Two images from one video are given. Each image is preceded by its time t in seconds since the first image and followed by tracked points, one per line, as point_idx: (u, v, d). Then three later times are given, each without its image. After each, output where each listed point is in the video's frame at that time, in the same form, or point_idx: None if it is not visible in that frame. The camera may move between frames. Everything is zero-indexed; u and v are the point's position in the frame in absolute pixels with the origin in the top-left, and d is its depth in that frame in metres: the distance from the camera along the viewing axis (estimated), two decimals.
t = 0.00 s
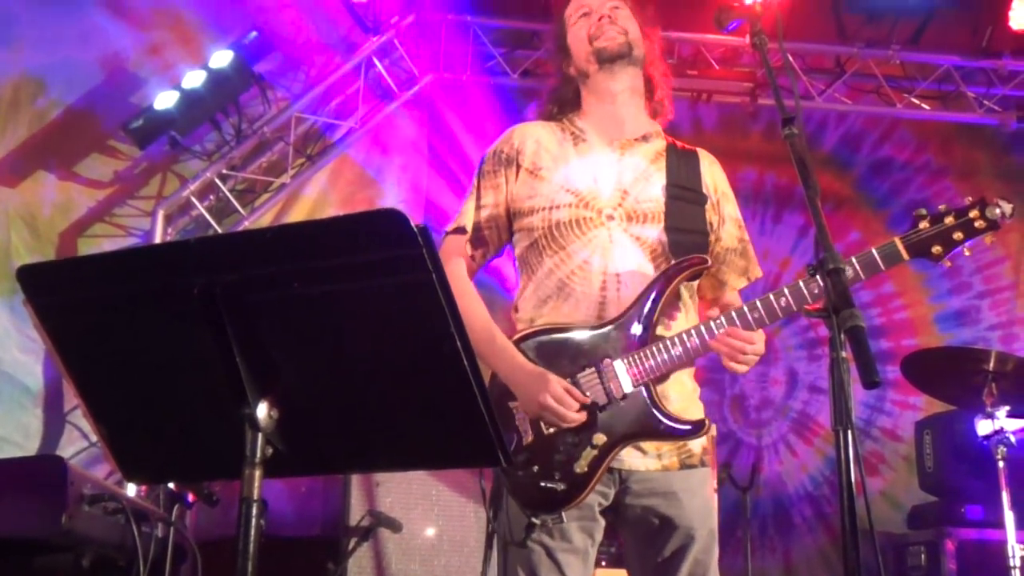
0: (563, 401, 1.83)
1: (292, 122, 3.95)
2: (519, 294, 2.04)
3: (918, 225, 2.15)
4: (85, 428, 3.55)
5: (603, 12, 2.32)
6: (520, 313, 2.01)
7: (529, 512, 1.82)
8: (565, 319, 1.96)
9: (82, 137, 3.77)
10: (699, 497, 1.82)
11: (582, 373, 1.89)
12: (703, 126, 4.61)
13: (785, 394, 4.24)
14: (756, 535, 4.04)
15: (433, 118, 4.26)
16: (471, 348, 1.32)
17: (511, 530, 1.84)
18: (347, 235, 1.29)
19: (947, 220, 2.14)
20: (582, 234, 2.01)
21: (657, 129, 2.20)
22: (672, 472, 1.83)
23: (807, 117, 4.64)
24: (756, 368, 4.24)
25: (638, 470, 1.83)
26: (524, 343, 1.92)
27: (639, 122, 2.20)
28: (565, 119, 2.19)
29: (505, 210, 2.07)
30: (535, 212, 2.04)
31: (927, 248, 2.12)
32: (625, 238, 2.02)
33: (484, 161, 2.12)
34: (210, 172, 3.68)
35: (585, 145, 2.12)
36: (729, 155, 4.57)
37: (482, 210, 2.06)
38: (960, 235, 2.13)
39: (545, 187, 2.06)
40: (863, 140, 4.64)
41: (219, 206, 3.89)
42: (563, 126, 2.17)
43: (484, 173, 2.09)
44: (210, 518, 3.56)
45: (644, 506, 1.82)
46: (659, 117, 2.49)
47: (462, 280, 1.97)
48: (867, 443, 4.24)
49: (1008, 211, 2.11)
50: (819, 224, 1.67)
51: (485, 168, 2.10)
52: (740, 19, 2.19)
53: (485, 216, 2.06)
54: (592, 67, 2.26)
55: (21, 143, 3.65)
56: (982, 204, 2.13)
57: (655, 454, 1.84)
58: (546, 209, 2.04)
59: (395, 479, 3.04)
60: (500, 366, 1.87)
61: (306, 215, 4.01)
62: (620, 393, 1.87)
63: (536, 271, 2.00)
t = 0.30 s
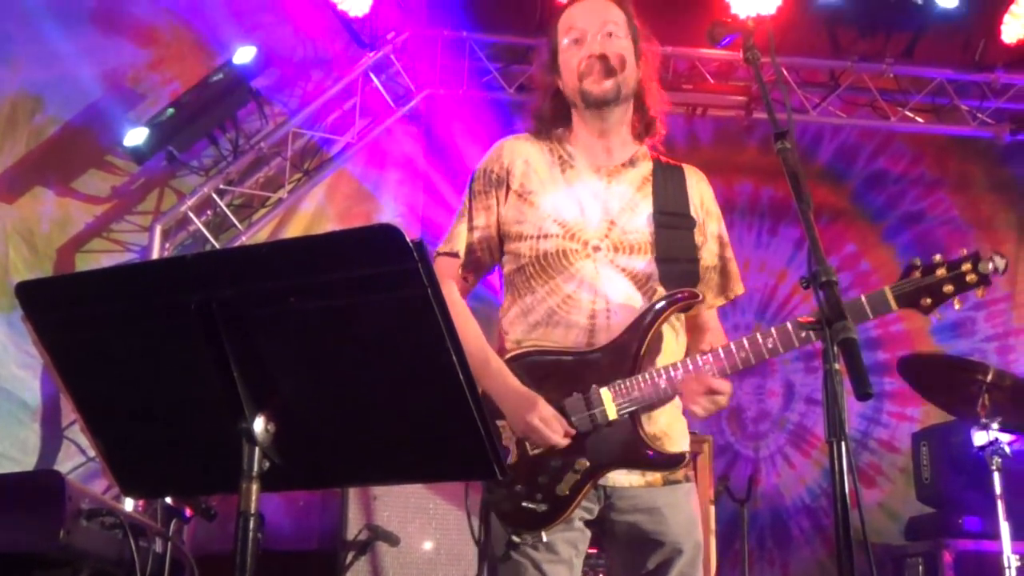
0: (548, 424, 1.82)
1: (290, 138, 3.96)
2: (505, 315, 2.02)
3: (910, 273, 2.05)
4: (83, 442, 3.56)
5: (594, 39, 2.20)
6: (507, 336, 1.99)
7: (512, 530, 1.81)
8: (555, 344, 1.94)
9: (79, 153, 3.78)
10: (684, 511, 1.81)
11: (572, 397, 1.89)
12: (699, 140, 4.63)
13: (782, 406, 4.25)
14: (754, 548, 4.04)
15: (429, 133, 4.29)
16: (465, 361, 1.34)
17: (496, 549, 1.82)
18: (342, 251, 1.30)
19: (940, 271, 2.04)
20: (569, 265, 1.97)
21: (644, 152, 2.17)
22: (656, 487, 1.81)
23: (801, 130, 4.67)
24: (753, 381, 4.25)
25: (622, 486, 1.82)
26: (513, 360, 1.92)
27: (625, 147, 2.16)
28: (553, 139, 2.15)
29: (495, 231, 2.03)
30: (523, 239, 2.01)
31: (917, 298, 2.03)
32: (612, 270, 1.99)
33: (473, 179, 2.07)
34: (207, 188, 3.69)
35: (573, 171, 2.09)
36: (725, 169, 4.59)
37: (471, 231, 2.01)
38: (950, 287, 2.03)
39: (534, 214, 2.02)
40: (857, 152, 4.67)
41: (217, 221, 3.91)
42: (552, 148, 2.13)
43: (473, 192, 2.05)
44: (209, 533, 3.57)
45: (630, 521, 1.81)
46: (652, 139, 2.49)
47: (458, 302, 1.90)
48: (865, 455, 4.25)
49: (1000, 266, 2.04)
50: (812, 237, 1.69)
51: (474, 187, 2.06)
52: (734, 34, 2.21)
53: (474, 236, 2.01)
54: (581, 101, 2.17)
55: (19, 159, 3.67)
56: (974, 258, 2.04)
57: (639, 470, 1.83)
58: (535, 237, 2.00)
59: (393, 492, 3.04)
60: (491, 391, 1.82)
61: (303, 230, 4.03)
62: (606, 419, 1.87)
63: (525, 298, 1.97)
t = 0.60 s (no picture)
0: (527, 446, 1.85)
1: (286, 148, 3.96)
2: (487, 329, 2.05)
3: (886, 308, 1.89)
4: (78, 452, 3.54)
5: (578, 81, 2.19)
6: (489, 349, 2.03)
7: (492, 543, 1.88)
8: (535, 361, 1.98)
9: (74, 163, 3.78)
10: (669, 520, 1.86)
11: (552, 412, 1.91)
12: (695, 151, 4.63)
13: (778, 417, 4.25)
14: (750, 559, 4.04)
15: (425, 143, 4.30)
16: (464, 370, 1.33)
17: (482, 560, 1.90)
18: (341, 260, 1.30)
19: (919, 305, 1.88)
20: (552, 288, 2.00)
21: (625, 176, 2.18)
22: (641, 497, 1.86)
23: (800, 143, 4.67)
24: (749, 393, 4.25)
25: (606, 495, 1.86)
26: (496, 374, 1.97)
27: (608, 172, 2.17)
28: (543, 159, 2.18)
29: (483, 245, 2.07)
30: (509, 257, 2.04)
31: (893, 333, 1.87)
32: (590, 297, 2.02)
33: (462, 191, 2.11)
34: (203, 198, 3.69)
35: (559, 194, 2.11)
36: (720, 180, 4.60)
37: (460, 243, 2.06)
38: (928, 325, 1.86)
39: (519, 234, 2.05)
40: (853, 164, 4.67)
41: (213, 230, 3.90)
42: (540, 166, 2.16)
43: (463, 204, 2.09)
44: (204, 543, 3.55)
45: (618, 530, 1.86)
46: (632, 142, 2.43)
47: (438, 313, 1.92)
48: (861, 466, 4.24)
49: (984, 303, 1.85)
50: (810, 248, 1.69)
51: (464, 199, 2.09)
52: (732, 44, 2.20)
53: (463, 248, 2.05)
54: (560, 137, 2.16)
55: (16, 168, 3.69)
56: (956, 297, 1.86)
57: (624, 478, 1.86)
58: (520, 257, 2.03)
59: (388, 503, 3.03)
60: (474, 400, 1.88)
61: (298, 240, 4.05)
62: (580, 435, 1.89)
63: (507, 314, 2.01)
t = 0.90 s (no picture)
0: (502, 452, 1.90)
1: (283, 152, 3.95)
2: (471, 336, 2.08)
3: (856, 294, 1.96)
4: (70, 456, 3.56)
5: (560, 88, 2.23)
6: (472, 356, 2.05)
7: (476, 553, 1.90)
8: (516, 367, 2.01)
9: (69, 166, 3.75)
10: (654, 520, 1.89)
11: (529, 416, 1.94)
12: (691, 159, 4.63)
13: (772, 426, 4.25)
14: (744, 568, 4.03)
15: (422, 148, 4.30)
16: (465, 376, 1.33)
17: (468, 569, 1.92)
18: (343, 265, 1.29)
19: (886, 289, 1.94)
20: (535, 299, 2.03)
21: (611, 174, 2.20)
22: (626, 500, 1.89)
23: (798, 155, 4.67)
24: (744, 401, 4.24)
25: (591, 499, 1.89)
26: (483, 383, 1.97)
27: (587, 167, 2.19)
28: (523, 165, 2.19)
29: (464, 256, 2.11)
30: (490, 267, 2.07)
31: (860, 317, 1.94)
32: (574, 301, 2.05)
33: (441, 203, 2.14)
34: (199, 202, 3.67)
35: (539, 200, 2.14)
36: (716, 188, 4.60)
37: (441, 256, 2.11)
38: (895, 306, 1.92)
39: (499, 246, 2.08)
40: (848, 173, 4.68)
41: (208, 235, 3.89)
42: (519, 175, 2.18)
43: (442, 219, 2.13)
44: (198, 549, 3.53)
45: (607, 533, 1.89)
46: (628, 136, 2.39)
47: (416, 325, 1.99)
48: (856, 475, 4.24)
49: (952, 284, 1.89)
50: (811, 257, 1.69)
51: (444, 213, 2.13)
52: (733, 52, 2.20)
53: (443, 263, 2.10)
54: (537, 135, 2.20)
55: (12, 172, 3.59)
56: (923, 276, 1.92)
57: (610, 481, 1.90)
58: (501, 268, 2.06)
59: (383, 509, 3.02)
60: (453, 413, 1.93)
61: (295, 245, 4.00)
62: (558, 440, 1.92)
63: (490, 323, 2.04)
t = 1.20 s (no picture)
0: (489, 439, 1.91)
1: (273, 147, 3.94)
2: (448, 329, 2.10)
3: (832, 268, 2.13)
4: (58, 450, 3.54)
5: (541, 69, 2.24)
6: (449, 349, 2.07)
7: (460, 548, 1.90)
8: (494, 358, 2.02)
9: (59, 160, 3.74)
10: (641, 506, 1.91)
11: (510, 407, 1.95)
12: (682, 156, 4.63)
13: (762, 423, 4.26)
14: (733, 565, 4.04)
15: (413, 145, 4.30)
16: (451, 373, 1.33)
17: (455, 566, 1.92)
18: (330, 261, 1.29)
19: (859, 263, 2.10)
20: (511, 287, 2.06)
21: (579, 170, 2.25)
22: (613, 487, 1.91)
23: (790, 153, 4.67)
24: (734, 397, 4.25)
25: (579, 488, 1.91)
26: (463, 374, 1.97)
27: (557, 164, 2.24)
28: (493, 161, 2.22)
29: (438, 252, 2.13)
30: (464, 261, 2.09)
31: (838, 290, 2.09)
32: (553, 288, 2.08)
33: (414, 200, 2.16)
34: (189, 197, 3.66)
35: (511, 192, 2.17)
36: (707, 185, 4.60)
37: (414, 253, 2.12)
38: (868, 279, 2.09)
39: (474, 239, 2.10)
40: (839, 171, 4.68)
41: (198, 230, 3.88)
42: (490, 168, 2.21)
43: (416, 215, 2.14)
44: (186, 546, 3.53)
45: (595, 521, 1.91)
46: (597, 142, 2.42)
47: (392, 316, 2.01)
48: (845, 472, 4.25)
49: (921, 255, 2.10)
50: (799, 255, 1.69)
51: (417, 210, 2.15)
52: (724, 50, 2.20)
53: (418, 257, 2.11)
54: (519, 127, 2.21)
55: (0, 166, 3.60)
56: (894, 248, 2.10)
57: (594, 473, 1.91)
58: (476, 261, 2.08)
59: (372, 504, 3.02)
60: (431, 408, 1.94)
61: (284, 241, 4.02)
62: (542, 430, 1.93)
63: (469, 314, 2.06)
